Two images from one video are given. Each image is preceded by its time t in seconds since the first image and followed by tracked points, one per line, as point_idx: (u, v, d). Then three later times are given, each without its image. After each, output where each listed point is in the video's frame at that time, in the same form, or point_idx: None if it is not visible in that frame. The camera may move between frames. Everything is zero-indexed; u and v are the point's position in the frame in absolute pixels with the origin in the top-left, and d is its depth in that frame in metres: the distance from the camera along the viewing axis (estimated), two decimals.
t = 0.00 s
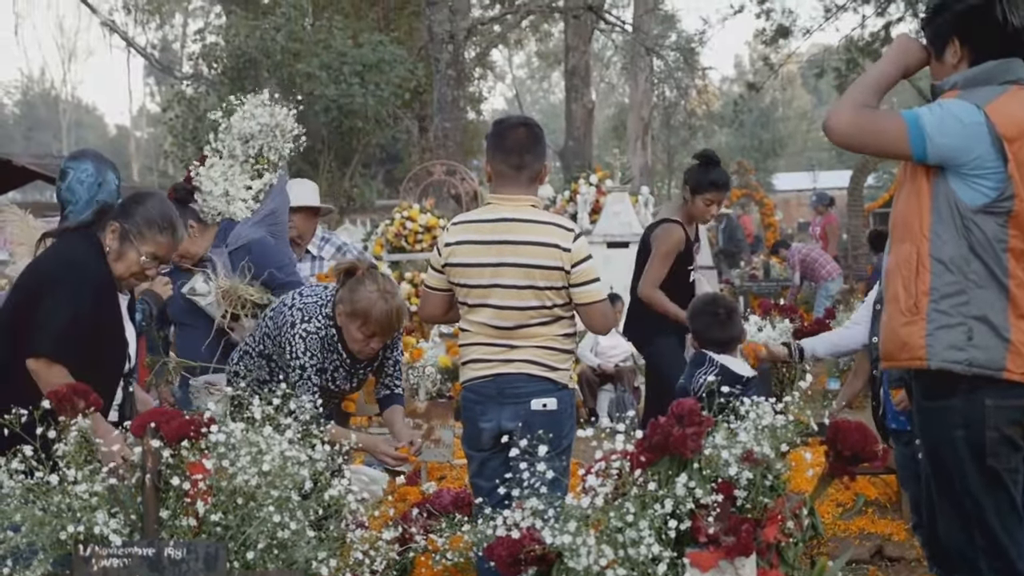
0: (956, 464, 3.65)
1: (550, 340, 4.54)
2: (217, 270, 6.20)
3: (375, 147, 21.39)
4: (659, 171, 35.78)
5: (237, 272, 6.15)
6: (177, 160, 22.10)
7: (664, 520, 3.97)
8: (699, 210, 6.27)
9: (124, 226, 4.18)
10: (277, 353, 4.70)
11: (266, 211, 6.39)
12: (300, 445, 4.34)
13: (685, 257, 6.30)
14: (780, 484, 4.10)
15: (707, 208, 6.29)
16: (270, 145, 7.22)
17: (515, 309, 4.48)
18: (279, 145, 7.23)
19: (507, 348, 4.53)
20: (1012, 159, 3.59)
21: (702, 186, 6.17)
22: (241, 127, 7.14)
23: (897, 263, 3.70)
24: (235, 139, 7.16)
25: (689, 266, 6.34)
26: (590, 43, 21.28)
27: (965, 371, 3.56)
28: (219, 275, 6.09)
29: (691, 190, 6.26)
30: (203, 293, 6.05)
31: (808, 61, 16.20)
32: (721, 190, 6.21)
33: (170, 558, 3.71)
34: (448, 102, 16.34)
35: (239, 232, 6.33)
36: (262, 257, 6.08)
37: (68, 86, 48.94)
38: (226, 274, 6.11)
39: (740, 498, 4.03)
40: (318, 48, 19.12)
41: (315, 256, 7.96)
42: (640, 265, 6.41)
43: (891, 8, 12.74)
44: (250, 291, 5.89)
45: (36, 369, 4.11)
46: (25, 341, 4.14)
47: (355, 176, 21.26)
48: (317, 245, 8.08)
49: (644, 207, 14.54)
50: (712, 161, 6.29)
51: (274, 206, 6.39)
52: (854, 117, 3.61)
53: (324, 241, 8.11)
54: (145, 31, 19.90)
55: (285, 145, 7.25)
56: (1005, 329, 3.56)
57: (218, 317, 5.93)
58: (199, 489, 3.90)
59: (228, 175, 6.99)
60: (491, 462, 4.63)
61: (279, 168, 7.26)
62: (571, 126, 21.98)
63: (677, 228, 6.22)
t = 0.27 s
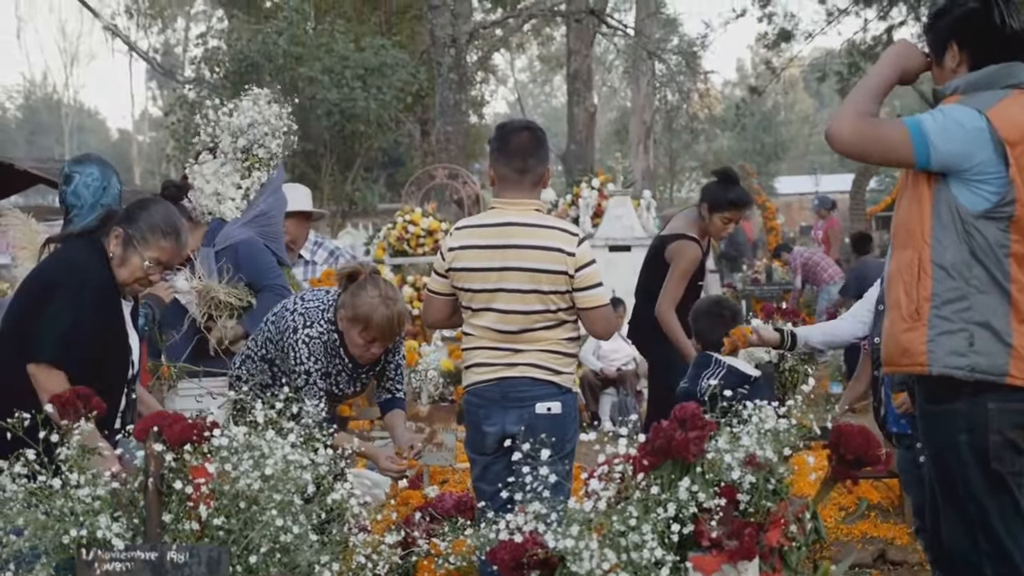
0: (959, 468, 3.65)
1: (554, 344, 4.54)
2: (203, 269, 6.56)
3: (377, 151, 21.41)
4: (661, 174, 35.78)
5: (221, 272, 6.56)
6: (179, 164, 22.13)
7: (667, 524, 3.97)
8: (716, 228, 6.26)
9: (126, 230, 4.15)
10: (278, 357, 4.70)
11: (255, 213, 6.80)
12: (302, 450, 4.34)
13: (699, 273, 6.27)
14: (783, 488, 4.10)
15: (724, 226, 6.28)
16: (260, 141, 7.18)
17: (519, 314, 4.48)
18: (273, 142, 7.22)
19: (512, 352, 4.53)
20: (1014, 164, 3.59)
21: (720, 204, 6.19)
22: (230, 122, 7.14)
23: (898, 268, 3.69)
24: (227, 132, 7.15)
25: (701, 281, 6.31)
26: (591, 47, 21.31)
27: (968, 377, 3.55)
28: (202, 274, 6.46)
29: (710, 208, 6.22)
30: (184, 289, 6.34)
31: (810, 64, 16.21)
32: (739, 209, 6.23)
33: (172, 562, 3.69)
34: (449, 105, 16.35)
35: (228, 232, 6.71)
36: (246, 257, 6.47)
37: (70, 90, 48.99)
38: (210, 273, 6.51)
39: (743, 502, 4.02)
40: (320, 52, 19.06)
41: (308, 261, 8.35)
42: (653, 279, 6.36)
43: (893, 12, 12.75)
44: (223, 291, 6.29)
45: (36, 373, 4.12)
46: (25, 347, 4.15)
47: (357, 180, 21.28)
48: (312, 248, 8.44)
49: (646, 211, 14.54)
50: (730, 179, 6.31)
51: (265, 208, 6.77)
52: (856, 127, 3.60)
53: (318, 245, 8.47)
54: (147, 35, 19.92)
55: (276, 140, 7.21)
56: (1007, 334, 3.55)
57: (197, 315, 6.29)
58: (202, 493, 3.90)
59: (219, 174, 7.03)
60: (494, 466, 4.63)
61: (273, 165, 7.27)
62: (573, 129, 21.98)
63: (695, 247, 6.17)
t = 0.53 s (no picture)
0: (962, 474, 3.64)
1: (556, 350, 4.54)
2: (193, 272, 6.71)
3: (381, 154, 21.40)
4: (665, 178, 35.73)
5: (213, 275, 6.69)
6: (182, 168, 22.13)
7: (670, 528, 3.96)
8: (734, 250, 6.23)
9: (129, 233, 4.16)
10: (282, 361, 4.70)
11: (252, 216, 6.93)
12: (306, 454, 4.34)
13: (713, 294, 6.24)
14: (785, 492, 4.12)
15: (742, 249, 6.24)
16: (259, 145, 7.82)
17: (524, 318, 4.48)
18: (275, 149, 7.85)
19: (517, 356, 4.53)
20: (1018, 168, 3.58)
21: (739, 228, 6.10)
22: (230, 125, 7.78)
23: (901, 274, 3.71)
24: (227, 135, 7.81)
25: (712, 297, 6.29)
26: (595, 51, 21.29)
27: (971, 383, 3.54)
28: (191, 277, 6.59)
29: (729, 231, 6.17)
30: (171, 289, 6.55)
31: (814, 68, 16.20)
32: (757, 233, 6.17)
33: (175, 565, 3.67)
34: (453, 109, 16.32)
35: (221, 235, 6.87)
36: (237, 259, 6.61)
37: (73, 93, 48.94)
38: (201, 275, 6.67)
39: (746, 506, 4.02)
40: (324, 55, 19.13)
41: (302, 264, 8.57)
42: (665, 290, 6.28)
43: (897, 16, 12.74)
44: (209, 290, 6.39)
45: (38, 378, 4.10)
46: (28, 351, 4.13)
47: (359, 183, 21.28)
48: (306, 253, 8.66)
49: (650, 215, 14.53)
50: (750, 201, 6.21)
51: (260, 211, 6.94)
52: (863, 131, 3.60)
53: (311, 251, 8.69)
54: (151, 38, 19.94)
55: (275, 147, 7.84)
56: (1011, 340, 3.54)
57: (182, 315, 6.36)
58: (205, 496, 3.89)
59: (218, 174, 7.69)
60: (498, 469, 4.64)
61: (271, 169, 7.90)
62: (576, 133, 21.97)
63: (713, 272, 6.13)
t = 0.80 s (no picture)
0: (966, 479, 3.64)
1: (560, 354, 4.54)
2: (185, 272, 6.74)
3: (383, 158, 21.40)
4: (667, 182, 35.73)
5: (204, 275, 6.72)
6: (185, 170, 22.15)
7: (672, 532, 3.96)
8: (749, 276, 6.48)
9: (133, 236, 4.14)
10: (285, 365, 4.71)
11: (246, 219, 6.96)
12: (308, 457, 4.35)
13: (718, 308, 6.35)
14: (788, 496, 4.13)
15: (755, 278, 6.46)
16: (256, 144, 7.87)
17: (528, 322, 4.48)
18: (272, 150, 7.92)
19: (520, 361, 4.53)
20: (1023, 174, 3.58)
21: (757, 254, 6.35)
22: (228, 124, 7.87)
23: (906, 280, 3.70)
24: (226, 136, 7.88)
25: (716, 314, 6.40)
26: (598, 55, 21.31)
27: (976, 390, 3.55)
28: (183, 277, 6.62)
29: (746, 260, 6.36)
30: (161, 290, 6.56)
31: (817, 72, 16.20)
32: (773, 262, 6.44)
33: (177, 568, 3.66)
34: (455, 112, 16.32)
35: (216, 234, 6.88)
36: (230, 261, 6.64)
37: (77, 95, 48.96)
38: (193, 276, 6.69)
39: (748, 510, 4.03)
40: (327, 58, 19.32)
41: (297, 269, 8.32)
42: (671, 302, 6.31)
43: (900, 20, 12.74)
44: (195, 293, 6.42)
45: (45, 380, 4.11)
46: (35, 354, 4.13)
47: (362, 186, 21.29)
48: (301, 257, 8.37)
49: (652, 218, 14.53)
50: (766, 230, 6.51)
51: (257, 213, 6.98)
52: (866, 138, 3.58)
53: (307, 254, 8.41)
54: (154, 41, 19.97)
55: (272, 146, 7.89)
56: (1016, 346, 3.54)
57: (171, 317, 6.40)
58: (207, 499, 3.87)
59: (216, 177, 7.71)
60: (500, 473, 4.63)
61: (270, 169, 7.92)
62: (579, 137, 21.97)
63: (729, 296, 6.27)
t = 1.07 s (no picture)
0: (969, 484, 3.64)
1: (563, 358, 4.54)
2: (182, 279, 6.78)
3: (386, 161, 21.41)
4: (670, 185, 35.72)
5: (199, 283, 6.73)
6: (187, 173, 22.16)
7: (675, 537, 3.96)
8: (757, 294, 6.34)
9: (143, 241, 4.16)
10: (288, 369, 4.71)
11: (242, 225, 6.92)
12: (311, 461, 4.34)
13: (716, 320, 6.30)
14: (790, 500, 4.09)
15: (766, 294, 6.35)
16: (252, 151, 7.99)
17: (532, 325, 4.48)
18: (271, 155, 8.02)
19: (523, 365, 4.53)
20: None
21: (765, 274, 6.20)
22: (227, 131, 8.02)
23: (910, 286, 3.69)
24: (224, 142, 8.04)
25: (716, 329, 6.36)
26: (600, 58, 21.32)
27: (982, 395, 3.54)
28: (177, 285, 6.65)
29: (753, 275, 6.28)
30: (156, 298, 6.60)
31: (819, 76, 16.21)
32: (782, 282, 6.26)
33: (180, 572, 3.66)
34: (458, 115, 16.31)
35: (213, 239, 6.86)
36: (223, 267, 6.64)
37: (79, 98, 48.94)
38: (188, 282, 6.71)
39: (751, 515, 4.02)
40: (330, 61, 19.36)
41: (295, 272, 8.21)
42: (678, 312, 6.32)
43: (903, 24, 12.74)
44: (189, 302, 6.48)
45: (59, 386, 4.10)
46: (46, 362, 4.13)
47: (365, 190, 21.30)
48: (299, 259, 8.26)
49: (655, 222, 14.53)
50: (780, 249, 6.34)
51: (256, 219, 6.94)
52: (870, 147, 3.57)
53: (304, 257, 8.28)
54: (157, 44, 19.99)
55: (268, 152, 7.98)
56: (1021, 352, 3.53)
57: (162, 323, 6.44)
58: (210, 503, 3.87)
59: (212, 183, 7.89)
60: (503, 477, 4.63)
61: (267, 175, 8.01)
62: (581, 140, 21.96)
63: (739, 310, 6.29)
